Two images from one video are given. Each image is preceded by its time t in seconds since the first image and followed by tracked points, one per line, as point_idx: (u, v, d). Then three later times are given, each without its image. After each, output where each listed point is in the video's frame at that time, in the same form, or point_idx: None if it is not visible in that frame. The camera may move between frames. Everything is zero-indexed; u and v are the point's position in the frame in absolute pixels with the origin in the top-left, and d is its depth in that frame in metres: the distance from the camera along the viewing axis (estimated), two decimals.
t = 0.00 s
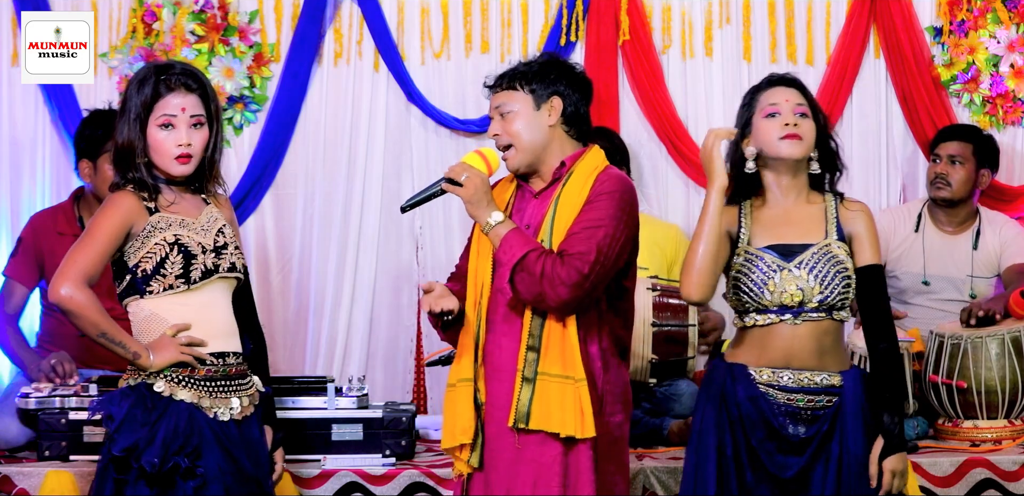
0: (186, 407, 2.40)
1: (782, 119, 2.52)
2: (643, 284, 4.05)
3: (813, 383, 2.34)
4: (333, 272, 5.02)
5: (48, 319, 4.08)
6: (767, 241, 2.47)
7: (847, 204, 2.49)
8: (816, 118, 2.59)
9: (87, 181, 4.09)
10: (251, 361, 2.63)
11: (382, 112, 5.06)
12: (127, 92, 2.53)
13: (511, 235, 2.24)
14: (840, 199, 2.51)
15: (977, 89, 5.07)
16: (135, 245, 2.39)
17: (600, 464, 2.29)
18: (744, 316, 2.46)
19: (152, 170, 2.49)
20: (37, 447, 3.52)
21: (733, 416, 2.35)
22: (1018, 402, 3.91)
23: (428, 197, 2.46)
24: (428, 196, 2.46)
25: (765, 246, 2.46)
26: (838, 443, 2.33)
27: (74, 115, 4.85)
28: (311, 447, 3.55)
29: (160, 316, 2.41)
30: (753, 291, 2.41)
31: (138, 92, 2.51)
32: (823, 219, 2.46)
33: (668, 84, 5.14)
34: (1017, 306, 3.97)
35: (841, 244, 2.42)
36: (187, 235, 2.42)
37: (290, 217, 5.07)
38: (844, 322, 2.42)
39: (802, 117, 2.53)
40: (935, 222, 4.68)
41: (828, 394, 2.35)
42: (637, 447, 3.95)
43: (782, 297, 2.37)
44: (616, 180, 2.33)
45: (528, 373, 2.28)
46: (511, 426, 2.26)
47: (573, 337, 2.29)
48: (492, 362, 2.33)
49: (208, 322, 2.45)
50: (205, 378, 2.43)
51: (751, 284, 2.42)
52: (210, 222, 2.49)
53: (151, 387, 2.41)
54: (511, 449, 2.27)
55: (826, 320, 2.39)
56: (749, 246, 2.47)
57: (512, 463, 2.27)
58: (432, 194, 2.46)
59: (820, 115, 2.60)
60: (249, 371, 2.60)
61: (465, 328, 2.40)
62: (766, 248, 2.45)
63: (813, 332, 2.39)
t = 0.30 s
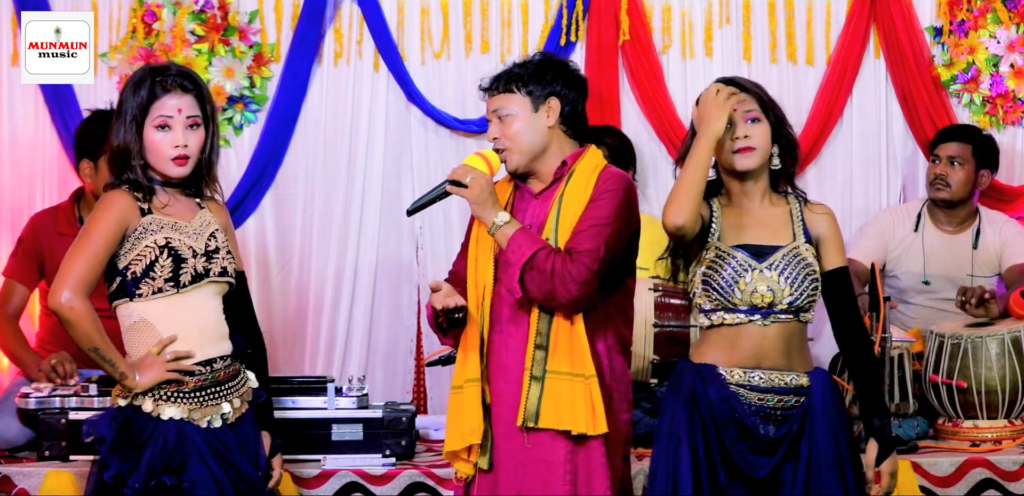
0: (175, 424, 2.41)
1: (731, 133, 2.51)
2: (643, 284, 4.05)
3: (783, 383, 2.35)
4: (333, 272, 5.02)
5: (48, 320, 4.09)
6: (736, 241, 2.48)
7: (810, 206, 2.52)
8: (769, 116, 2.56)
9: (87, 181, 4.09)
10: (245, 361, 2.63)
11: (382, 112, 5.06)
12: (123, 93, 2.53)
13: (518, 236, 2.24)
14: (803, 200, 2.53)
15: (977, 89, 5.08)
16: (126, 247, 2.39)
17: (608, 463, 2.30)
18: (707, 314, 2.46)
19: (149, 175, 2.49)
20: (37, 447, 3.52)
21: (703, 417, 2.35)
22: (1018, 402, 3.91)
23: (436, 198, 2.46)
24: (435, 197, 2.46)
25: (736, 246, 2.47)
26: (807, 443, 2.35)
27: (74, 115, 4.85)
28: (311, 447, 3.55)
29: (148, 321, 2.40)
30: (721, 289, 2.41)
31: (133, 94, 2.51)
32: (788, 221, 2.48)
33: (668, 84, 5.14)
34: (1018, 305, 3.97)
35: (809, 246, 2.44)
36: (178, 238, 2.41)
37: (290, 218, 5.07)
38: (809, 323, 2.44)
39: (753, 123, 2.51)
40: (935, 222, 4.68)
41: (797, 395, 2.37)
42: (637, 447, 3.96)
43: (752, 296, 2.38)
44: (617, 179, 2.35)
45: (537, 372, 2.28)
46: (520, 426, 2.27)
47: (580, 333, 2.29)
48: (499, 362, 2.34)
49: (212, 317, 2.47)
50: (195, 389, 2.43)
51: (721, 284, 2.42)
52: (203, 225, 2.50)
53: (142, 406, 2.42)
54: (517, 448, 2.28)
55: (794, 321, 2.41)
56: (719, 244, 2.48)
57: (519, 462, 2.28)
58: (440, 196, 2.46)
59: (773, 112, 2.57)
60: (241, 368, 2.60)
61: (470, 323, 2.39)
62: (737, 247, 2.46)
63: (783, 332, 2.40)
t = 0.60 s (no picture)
0: (197, 411, 2.41)
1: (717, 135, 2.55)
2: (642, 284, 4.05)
3: (775, 381, 2.37)
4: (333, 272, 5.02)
5: (48, 320, 4.09)
6: (730, 234, 2.49)
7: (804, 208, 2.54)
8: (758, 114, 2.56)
9: (88, 181, 4.10)
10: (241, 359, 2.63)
11: (382, 112, 5.06)
12: (121, 90, 2.52)
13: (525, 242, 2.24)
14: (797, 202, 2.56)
15: (977, 89, 5.08)
16: (134, 243, 2.38)
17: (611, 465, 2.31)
18: (700, 304, 2.46)
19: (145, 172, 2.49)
20: (37, 447, 3.52)
21: (695, 414, 2.36)
22: (1018, 402, 3.90)
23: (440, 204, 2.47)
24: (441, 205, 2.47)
25: (730, 239, 2.48)
26: (797, 441, 2.37)
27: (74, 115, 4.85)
28: (311, 447, 3.56)
29: (159, 316, 2.40)
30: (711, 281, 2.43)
31: (132, 91, 2.50)
32: (783, 222, 2.51)
33: (668, 84, 5.14)
34: (1018, 305, 3.95)
35: (802, 244, 2.46)
36: (185, 233, 2.43)
37: (290, 218, 5.07)
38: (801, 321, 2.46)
39: (740, 126, 2.54)
40: (933, 222, 4.68)
41: (789, 393, 2.38)
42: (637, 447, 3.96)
43: (745, 291, 2.39)
44: (616, 180, 2.37)
45: (543, 377, 2.28)
46: (527, 430, 2.26)
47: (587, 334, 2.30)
48: (501, 364, 2.34)
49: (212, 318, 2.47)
50: (209, 378, 2.44)
51: (714, 276, 2.43)
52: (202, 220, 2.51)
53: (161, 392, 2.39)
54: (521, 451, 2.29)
55: (785, 318, 2.42)
56: (714, 235, 2.48)
57: (522, 463, 2.28)
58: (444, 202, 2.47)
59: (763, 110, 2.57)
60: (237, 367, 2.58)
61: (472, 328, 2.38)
62: (731, 240, 2.46)
63: (776, 329, 2.41)
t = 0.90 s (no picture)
0: (189, 422, 2.40)
1: (727, 127, 2.57)
2: (642, 284, 4.05)
3: (778, 381, 2.37)
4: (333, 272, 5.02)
5: (48, 320, 4.09)
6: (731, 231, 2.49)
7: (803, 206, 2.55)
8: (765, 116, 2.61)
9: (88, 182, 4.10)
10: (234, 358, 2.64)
11: (382, 112, 5.06)
12: (128, 89, 2.50)
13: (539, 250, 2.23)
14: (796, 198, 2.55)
15: (977, 89, 5.08)
16: (134, 247, 2.37)
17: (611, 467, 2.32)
18: (702, 302, 2.47)
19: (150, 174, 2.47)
20: (37, 447, 3.53)
21: (698, 414, 2.38)
22: (1018, 402, 3.90)
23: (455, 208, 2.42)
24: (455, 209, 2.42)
25: (730, 236, 2.48)
26: (800, 442, 2.37)
27: (74, 115, 4.85)
28: (311, 447, 3.55)
29: (158, 322, 2.40)
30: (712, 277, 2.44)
31: (146, 91, 2.49)
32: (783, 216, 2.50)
33: (668, 84, 5.14)
34: (1017, 305, 3.97)
35: (803, 241, 2.46)
36: (184, 237, 2.42)
37: (291, 217, 5.07)
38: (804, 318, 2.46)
39: (749, 122, 2.57)
40: (933, 222, 4.68)
41: (792, 393, 2.38)
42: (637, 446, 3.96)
43: (746, 288, 2.40)
44: (619, 186, 2.38)
45: (542, 383, 2.28)
46: (527, 435, 2.27)
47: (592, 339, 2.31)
48: (501, 366, 2.35)
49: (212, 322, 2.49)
50: (202, 388, 2.44)
51: (715, 273, 2.44)
52: (202, 220, 2.51)
53: (152, 404, 2.39)
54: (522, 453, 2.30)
55: (788, 315, 2.42)
56: (716, 233, 2.49)
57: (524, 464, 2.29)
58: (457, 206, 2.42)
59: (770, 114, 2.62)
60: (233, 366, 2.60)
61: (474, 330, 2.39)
62: (731, 236, 2.47)
63: (778, 327, 2.41)
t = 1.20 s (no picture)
0: (181, 417, 2.40)
1: (736, 128, 2.61)
2: (643, 284, 4.06)
3: (785, 379, 2.43)
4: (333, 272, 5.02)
5: (48, 320, 4.10)
6: (735, 238, 2.55)
7: (808, 210, 2.60)
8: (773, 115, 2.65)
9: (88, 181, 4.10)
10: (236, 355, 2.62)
11: (382, 112, 5.06)
12: (124, 89, 2.52)
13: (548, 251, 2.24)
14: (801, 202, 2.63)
15: (977, 89, 5.08)
16: (127, 243, 2.39)
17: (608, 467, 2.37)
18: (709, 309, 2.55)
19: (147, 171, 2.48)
20: (37, 447, 3.53)
21: (706, 412, 2.42)
22: (1018, 402, 3.90)
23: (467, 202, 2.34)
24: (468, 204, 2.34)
25: (733, 243, 2.54)
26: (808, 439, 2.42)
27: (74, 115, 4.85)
28: (310, 447, 3.56)
29: (152, 318, 2.40)
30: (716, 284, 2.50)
31: (138, 90, 2.50)
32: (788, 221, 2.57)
33: (668, 84, 5.14)
34: (1018, 306, 3.97)
35: (806, 244, 2.53)
36: (179, 234, 2.42)
37: (291, 217, 5.07)
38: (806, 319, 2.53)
39: (757, 123, 2.61)
40: (934, 223, 4.68)
41: (799, 391, 2.44)
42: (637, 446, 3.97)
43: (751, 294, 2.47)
44: (619, 188, 2.42)
45: (542, 384, 2.32)
46: (524, 435, 2.31)
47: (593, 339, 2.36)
48: (502, 366, 2.37)
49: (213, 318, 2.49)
50: (198, 384, 2.43)
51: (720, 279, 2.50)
52: (202, 216, 2.51)
53: (146, 398, 2.40)
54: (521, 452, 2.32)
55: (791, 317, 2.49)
56: (719, 242, 2.55)
57: (523, 464, 2.32)
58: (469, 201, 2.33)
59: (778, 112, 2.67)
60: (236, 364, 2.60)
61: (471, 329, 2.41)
62: (735, 244, 2.53)
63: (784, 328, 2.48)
